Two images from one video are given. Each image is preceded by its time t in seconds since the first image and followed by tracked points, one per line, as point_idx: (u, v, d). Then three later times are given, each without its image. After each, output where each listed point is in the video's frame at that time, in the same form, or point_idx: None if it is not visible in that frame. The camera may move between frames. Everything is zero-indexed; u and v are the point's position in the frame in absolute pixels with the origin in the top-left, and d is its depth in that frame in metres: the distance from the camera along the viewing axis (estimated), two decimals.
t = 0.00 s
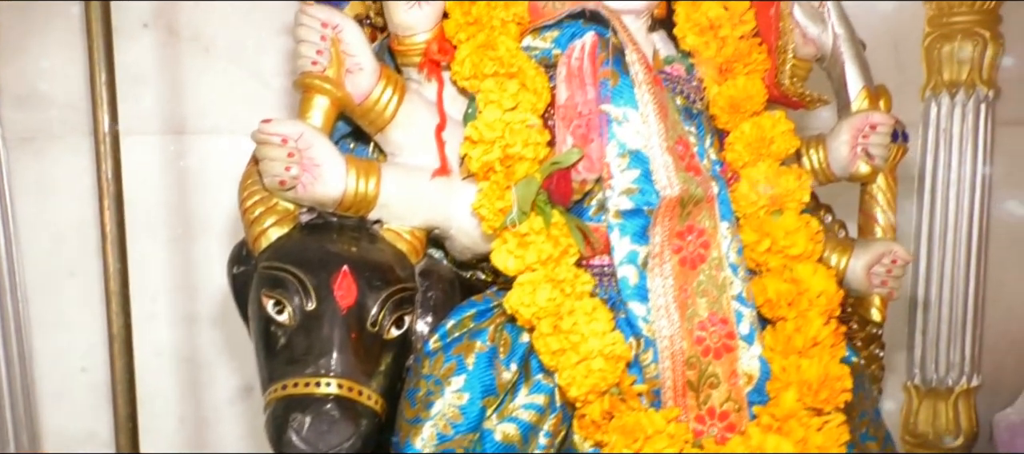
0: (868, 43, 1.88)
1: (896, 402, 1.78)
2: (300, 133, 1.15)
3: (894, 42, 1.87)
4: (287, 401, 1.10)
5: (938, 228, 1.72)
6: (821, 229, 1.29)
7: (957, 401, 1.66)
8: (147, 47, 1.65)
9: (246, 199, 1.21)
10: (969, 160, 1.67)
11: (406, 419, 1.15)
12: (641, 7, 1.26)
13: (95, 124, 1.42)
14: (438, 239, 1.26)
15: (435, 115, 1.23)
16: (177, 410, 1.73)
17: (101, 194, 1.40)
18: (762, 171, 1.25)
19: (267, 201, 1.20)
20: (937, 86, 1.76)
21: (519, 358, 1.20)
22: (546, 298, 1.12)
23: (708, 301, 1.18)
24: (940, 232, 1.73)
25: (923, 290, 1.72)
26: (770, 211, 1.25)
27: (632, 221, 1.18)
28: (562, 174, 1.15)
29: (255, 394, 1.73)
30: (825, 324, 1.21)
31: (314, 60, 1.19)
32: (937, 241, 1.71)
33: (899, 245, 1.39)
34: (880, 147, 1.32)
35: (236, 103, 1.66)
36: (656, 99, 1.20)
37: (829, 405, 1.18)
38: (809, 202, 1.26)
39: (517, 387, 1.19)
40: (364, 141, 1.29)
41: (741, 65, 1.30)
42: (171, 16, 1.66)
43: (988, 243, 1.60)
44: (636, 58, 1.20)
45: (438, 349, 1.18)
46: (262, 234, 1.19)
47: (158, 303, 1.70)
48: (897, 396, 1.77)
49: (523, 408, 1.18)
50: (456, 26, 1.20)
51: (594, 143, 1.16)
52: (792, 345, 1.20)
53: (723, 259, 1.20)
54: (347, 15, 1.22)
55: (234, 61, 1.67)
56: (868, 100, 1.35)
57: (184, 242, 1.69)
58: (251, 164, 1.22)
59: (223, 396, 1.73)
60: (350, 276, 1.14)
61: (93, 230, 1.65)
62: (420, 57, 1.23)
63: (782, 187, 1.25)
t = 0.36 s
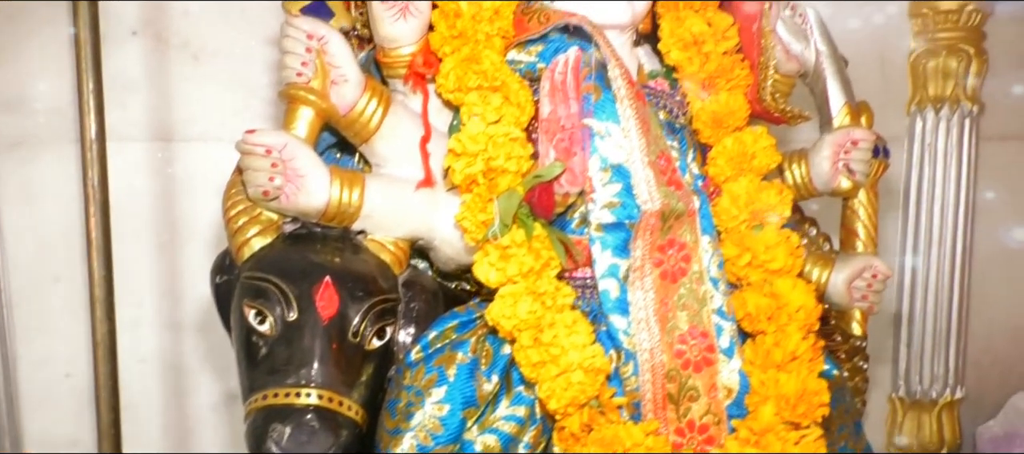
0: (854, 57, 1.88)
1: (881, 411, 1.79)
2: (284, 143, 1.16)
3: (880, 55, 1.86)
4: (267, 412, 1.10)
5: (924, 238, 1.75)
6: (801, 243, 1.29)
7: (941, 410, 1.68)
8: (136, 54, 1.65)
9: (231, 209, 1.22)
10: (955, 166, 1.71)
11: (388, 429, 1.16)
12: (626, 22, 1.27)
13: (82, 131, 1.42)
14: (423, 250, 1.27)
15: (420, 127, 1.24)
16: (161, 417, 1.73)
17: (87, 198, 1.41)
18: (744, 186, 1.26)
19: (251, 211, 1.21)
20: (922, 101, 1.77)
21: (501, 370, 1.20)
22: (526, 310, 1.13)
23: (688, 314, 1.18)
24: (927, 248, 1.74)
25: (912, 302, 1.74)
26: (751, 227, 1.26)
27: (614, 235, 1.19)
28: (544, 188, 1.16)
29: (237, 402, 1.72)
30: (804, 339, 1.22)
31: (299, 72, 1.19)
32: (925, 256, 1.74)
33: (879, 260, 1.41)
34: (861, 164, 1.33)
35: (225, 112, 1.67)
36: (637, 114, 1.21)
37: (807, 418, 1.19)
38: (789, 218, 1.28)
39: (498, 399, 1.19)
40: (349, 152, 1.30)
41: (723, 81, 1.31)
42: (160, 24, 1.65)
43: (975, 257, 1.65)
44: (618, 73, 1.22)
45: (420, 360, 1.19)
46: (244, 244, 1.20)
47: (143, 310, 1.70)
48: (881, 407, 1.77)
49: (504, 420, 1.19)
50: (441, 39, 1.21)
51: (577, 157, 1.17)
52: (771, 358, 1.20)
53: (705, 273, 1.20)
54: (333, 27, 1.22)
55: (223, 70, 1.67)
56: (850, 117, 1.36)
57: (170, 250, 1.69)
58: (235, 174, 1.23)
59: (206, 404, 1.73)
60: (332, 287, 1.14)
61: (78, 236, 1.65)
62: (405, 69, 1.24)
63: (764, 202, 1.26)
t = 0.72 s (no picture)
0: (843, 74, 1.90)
1: (869, 424, 1.89)
2: (272, 154, 1.17)
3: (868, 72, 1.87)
4: (252, 420, 1.11)
5: (911, 254, 1.80)
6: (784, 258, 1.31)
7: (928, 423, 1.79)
8: (128, 61, 1.65)
9: (218, 218, 1.23)
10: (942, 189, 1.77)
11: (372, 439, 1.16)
12: (612, 35, 1.27)
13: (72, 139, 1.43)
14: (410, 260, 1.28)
15: (408, 139, 1.25)
16: (149, 423, 1.73)
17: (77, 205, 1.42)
18: (728, 200, 1.27)
19: (239, 220, 1.22)
20: (910, 116, 1.81)
21: (485, 381, 1.21)
22: (510, 322, 1.13)
23: (673, 326, 1.20)
24: (915, 262, 1.79)
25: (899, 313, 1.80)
26: (736, 238, 1.27)
27: (598, 247, 1.20)
28: (529, 200, 1.17)
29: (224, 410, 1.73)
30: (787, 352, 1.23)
31: (287, 82, 1.20)
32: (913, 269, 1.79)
33: (863, 274, 1.41)
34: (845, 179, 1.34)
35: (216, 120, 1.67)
36: (623, 128, 1.22)
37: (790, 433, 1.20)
38: (773, 231, 1.29)
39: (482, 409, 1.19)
40: (337, 163, 1.31)
41: (709, 95, 1.31)
42: (152, 32, 1.65)
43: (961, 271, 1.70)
44: (605, 88, 1.22)
45: (404, 369, 1.19)
46: (231, 252, 1.20)
47: (132, 316, 1.70)
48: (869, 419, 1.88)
49: (488, 430, 1.20)
50: (429, 52, 1.22)
51: (563, 169, 1.18)
52: (754, 371, 1.21)
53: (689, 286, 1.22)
54: (322, 38, 1.23)
55: (214, 78, 1.67)
56: (834, 132, 1.37)
57: (160, 256, 1.69)
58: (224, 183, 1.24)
59: (194, 410, 1.73)
60: (318, 296, 1.15)
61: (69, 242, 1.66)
62: (393, 81, 1.25)
63: (747, 215, 1.27)
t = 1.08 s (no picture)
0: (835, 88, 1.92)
1: (859, 436, 1.89)
2: (264, 165, 1.17)
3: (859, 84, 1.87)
4: (241, 430, 1.12)
5: (900, 266, 1.80)
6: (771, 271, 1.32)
7: (919, 436, 1.83)
8: (122, 71, 1.65)
9: (210, 228, 1.23)
10: (932, 199, 1.78)
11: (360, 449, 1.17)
12: (602, 50, 1.29)
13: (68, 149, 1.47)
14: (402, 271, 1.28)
15: (399, 151, 1.25)
16: (140, 432, 1.73)
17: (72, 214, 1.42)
18: (716, 214, 1.28)
19: (230, 230, 1.22)
20: (901, 130, 1.81)
21: (474, 392, 1.22)
22: (498, 334, 1.14)
23: (662, 338, 1.21)
24: (904, 274, 1.80)
25: (886, 327, 1.81)
26: (725, 251, 1.28)
27: (587, 260, 1.21)
28: (519, 214, 1.17)
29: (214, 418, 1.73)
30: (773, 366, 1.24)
31: (280, 94, 1.21)
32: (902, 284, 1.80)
33: (851, 288, 1.41)
34: (833, 193, 1.35)
35: (210, 130, 1.68)
36: (612, 142, 1.23)
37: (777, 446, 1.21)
38: (761, 245, 1.30)
39: (470, 420, 1.20)
40: (329, 174, 1.32)
41: (699, 110, 1.33)
42: (147, 42, 1.66)
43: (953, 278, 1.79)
44: (594, 101, 1.24)
45: (393, 380, 1.20)
46: (222, 262, 1.21)
47: (124, 325, 1.70)
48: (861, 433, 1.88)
49: (475, 441, 1.20)
50: (421, 66, 1.23)
51: (553, 183, 1.19)
52: (739, 385, 1.22)
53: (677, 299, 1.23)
54: (314, 51, 1.23)
55: (208, 88, 1.68)
56: (823, 147, 1.38)
57: (152, 265, 1.70)
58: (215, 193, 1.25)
59: (185, 418, 1.73)
60: (308, 308, 1.16)
61: (62, 250, 1.66)
62: (386, 93, 1.25)
63: (738, 229, 1.28)
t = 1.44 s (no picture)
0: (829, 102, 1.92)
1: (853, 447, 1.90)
2: (259, 180, 1.18)
3: (852, 98, 1.89)
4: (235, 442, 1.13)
5: (894, 277, 1.81)
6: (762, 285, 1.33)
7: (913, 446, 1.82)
8: (123, 83, 1.66)
9: (205, 241, 1.24)
10: (925, 211, 1.79)
11: None
12: (594, 66, 1.30)
13: (64, 161, 1.57)
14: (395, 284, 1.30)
15: (393, 165, 1.26)
16: (136, 443, 1.73)
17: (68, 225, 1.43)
18: (707, 228, 1.30)
19: (226, 244, 1.24)
20: (894, 143, 1.82)
21: (467, 405, 1.23)
22: (490, 348, 1.16)
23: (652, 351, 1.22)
24: (899, 284, 1.80)
25: (879, 338, 1.83)
26: (716, 266, 1.29)
27: (578, 274, 1.23)
28: (510, 228, 1.19)
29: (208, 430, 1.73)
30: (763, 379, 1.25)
31: (275, 109, 1.22)
32: (896, 294, 1.80)
33: (842, 302, 1.42)
34: (824, 208, 1.36)
35: (207, 142, 1.69)
36: (603, 158, 1.24)
37: None
38: (752, 260, 1.31)
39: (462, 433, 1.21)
40: (325, 188, 1.33)
41: (690, 125, 1.34)
42: (145, 55, 1.67)
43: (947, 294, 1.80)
44: (586, 117, 1.24)
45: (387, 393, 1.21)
46: (217, 275, 1.22)
47: (121, 335, 1.71)
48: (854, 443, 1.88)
49: None
50: (414, 81, 1.24)
51: (544, 198, 1.22)
52: (729, 397, 1.23)
53: (668, 313, 1.24)
54: (310, 66, 1.24)
55: (205, 100, 1.69)
56: (813, 161, 1.39)
57: (150, 276, 1.70)
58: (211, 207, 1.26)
59: (180, 430, 1.74)
60: (302, 321, 1.17)
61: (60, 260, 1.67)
62: (380, 108, 1.27)
63: (728, 243, 1.29)
